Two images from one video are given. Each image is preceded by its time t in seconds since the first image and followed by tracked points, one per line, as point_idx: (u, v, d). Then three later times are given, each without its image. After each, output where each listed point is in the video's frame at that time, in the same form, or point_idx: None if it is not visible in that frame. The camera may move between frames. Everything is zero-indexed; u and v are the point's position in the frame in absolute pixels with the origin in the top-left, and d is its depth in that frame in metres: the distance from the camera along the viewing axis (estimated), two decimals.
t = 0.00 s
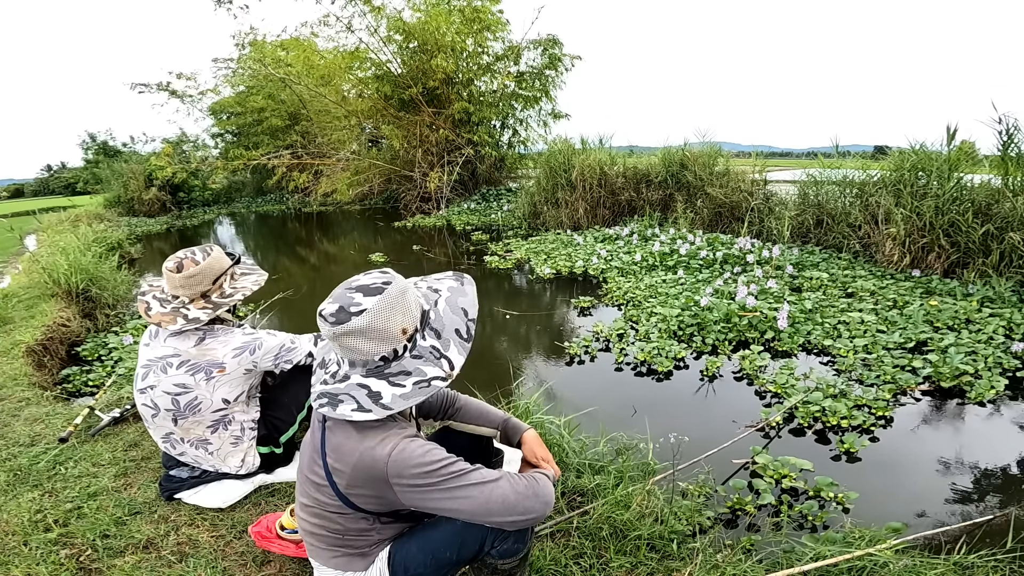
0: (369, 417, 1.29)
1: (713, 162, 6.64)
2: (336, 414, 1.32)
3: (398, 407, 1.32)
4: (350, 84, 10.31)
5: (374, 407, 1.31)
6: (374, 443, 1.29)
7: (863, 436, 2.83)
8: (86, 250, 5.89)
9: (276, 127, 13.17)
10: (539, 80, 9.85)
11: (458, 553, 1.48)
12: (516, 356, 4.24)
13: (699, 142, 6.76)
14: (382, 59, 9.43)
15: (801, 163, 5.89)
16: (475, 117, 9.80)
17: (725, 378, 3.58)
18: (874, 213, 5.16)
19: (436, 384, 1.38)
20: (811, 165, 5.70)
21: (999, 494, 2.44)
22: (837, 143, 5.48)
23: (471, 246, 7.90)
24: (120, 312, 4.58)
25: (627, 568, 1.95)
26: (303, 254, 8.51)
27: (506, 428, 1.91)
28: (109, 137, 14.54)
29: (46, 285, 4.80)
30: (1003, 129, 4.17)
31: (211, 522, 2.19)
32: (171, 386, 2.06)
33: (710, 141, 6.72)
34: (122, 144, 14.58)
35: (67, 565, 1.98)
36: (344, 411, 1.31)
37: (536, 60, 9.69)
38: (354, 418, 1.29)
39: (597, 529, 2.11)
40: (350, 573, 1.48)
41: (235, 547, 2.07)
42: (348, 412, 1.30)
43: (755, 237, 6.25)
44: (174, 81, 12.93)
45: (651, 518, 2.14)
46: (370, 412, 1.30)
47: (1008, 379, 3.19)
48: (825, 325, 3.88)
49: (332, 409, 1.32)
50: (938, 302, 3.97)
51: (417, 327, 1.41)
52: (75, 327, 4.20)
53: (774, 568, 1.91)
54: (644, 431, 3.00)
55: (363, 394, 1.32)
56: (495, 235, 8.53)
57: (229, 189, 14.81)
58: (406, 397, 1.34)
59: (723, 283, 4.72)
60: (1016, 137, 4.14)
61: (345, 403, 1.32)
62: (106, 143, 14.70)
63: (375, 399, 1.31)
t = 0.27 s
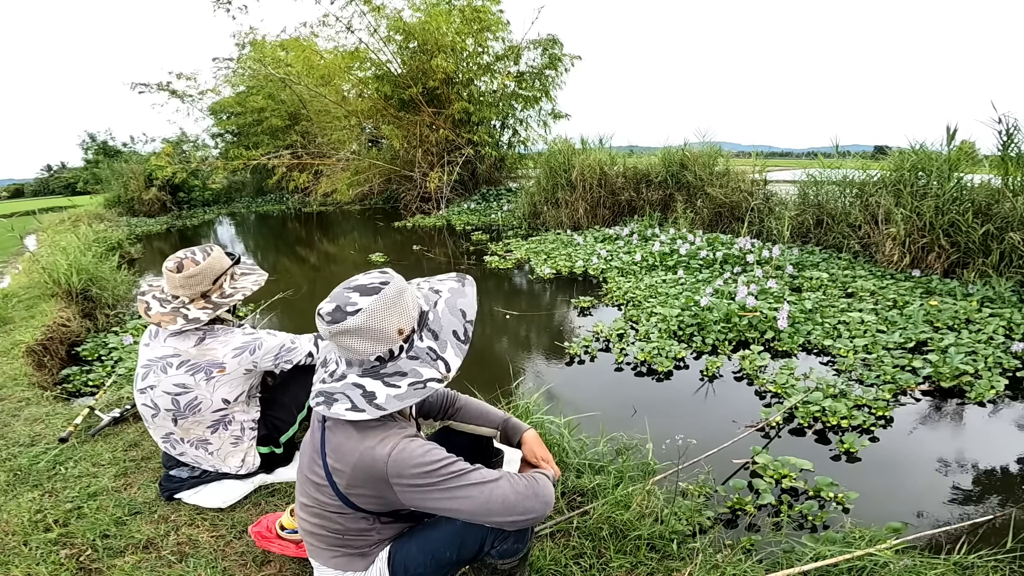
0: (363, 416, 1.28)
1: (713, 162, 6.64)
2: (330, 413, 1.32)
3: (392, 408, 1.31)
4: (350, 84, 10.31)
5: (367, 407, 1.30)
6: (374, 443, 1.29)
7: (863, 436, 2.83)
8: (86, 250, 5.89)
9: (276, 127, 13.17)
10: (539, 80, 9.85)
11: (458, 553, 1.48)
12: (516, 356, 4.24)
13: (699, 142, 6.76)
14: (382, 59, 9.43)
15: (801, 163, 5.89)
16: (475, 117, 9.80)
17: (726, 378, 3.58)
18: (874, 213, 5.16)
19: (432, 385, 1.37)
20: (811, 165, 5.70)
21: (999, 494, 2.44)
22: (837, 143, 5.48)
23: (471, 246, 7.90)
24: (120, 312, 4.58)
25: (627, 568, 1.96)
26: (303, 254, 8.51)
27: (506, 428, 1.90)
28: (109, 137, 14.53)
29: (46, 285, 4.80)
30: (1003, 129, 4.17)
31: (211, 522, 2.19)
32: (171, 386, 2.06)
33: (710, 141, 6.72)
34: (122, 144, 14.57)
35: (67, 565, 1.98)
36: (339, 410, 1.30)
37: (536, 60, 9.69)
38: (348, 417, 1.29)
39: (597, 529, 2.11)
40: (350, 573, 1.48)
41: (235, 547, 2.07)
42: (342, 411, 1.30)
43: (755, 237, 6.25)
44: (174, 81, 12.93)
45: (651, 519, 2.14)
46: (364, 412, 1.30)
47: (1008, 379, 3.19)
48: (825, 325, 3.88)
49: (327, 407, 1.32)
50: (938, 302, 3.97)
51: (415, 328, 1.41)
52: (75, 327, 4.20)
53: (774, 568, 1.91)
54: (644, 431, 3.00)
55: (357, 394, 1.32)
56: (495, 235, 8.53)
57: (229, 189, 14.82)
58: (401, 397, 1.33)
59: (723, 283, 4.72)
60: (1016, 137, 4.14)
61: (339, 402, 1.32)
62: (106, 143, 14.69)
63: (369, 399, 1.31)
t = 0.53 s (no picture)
0: (360, 416, 1.29)
1: (713, 162, 6.64)
2: (329, 412, 1.32)
3: (390, 408, 1.31)
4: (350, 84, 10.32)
5: (366, 406, 1.30)
6: (374, 442, 1.29)
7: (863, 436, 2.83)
8: (86, 250, 5.89)
9: (276, 127, 13.17)
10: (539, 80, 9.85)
11: (458, 553, 1.49)
12: (516, 356, 4.24)
13: (699, 142, 6.76)
14: (382, 59, 9.43)
15: (801, 163, 5.89)
16: (475, 117, 9.80)
17: (726, 378, 3.58)
18: (874, 213, 5.16)
19: (431, 386, 1.38)
20: (811, 165, 5.70)
21: (999, 494, 2.44)
22: (837, 143, 5.48)
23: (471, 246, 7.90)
24: (120, 312, 4.58)
25: (627, 568, 1.96)
26: (303, 254, 8.51)
27: (506, 429, 1.88)
28: (109, 137, 14.53)
29: (46, 285, 4.80)
30: (1003, 129, 4.16)
31: (211, 522, 2.19)
32: (171, 386, 2.06)
33: (710, 141, 6.72)
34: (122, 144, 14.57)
35: (67, 565, 1.98)
36: (337, 410, 1.30)
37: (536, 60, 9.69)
38: (346, 417, 1.29)
39: (597, 529, 2.11)
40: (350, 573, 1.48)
41: (235, 547, 2.07)
42: (340, 410, 1.30)
43: (755, 237, 6.24)
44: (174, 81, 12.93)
45: (651, 518, 2.14)
46: (362, 411, 1.30)
47: (1008, 379, 3.19)
48: (825, 325, 3.88)
49: (326, 407, 1.32)
50: (938, 302, 3.97)
51: (414, 329, 1.41)
52: (75, 327, 4.20)
53: (774, 568, 1.91)
54: (644, 431, 3.00)
55: (356, 393, 1.32)
56: (495, 235, 8.53)
57: (229, 189, 14.82)
58: (400, 397, 1.33)
59: (723, 282, 4.72)
60: (1016, 137, 4.14)
61: (338, 401, 1.32)
62: (106, 143, 14.69)
63: (368, 399, 1.31)
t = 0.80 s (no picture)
0: (358, 415, 1.28)
1: (713, 162, 6.64)
2: (327, 411, 1.32)
3: (388, 408, 1.30)
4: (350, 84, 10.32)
5: (363, 406, 1.30)
6: (374, 442, 1.29)
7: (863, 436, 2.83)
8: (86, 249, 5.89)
9: (276, 127, 13.18)
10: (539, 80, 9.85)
11: (458, 553, 1.49)
12: (516, 356, 4.24)
13: (699, 141, 6.76)
14: (382, 59, 9.43)
15: (801, 163, 5.89)
16: (475, 117, 9.80)
17: (726, 378, 3.58)
18: (874, 213, 5.16)
19: (429, 386, 1.37)
20: (811, 165, 5.70)
21: (999, 494, 2.44)
22: (837, 143, 5.48)
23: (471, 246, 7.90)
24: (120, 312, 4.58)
25: (627, 568, 1.96)
26: (303, 254, 8.51)
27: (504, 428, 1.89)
28: (109, 137, 14.52)
29: (46, 285, 4.80)
30: (1003, 129, 4.16)
31: (211, 522, 2.19)
32: (171, 386, 2.06)
33: (710, 141, 6.72)
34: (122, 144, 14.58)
35: (67, 565, 1.98)
36: (336, 409, 1.30)
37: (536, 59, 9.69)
38: (343, 416, 1.29)
39: (597, 529, 2.11)
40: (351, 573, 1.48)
41: (235, 547, 2.07)
42: (338, 410, 1.30)
43: (755, 237, 6.25)
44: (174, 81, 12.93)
45: (651, 519, 2.14)
46: (360, 411, 1.29)
47: (1008, 379, 3.19)
48: (825, 325, 3.88)
49: (325, 405, 1.33)
50: (938, 302, 3.97)
51: (413, 329, 1.40)
52: (75, 327, 4.20)
53: (774, 568, 1.91)
54: (644, 431, 3.00)
55: (354, 392, 1.32)
56: (495, 235, 8.54)
57: (229, 189, 14.82)
58: (398, 398, 1.33)
59: (723, 282, 4.72)
60: (1016, 137, 4.13)
61: (336, 400, 1.32)
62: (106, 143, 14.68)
63: (366, 398, 1.31)
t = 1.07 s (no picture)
0: (343, 411, 1.30)
1: (713, 162, 6.64)
2: (321, 402, 1.36)
3: (372, 409, 1.29)
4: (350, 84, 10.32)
5: (351, 403, 1.31)
6: (375, 441, 1.29)
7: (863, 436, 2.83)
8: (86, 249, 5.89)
9: (275, 127, 13.18)
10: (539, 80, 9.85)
11: (458, 555, 1.48)
12: (516, 356, 4.24)
13: (699, 141, 6.76)
14: (381, 59, 9.42)
15: (801, 163, 5.89)
16: (475, 117, 9.80)
17: (726, 378, 3.58)
18: (874, 213, 5.16)
19: (420, 393, 1.34)
20: (811, 165, 5.70)
21: (999, 493, 2.44)
22: (837, 143, 5.48)
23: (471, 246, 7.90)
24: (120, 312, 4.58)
25: (627, 568, 1.95)
26: (303, 254, 8.51)
27: (501, 418, 1.92)
28: (109, 137, 14.51)
29: (45, 285, 4.80)
30: (1003, 129, 4.16)
31: (211, 522, 2.18)
32: (172, 386, 2.06)
33: (710, 141, 6.72)
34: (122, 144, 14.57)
35: (67, 565, 1.98)
36: (327, 402, 1.34)
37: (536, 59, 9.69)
38: (330, 410, 1.31)
39: (597, 529, 2.11)
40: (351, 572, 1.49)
41: (234, 547, 2.07)
42: (328, 403, 1.33)
43: (755, 236, 6.24)
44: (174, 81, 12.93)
45: (651, 518, 2.14)
46: (346, 407, 1.31)
47: (1008, 379, 3.19)
48: (825, 325, 3.88)
49: (320, 397, 1.37)
50: (937, 302, 3.97)
51: (412, 332, 1.40)
52: (75, 327, 4.20)
53: (774, 568, 1.91)
54: (644, 431, 3.00)
55: (345, 388, 1.34)
56: (495, 235, 8.54)
57: (229, 189, 14.82)
58: (386, 400, 1.31)
59: (723, 282, 4.72)
60: (1016, 137, 4.13)
61: (330, 393, 1.35)
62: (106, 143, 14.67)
63: (354, 395, 1.32)
